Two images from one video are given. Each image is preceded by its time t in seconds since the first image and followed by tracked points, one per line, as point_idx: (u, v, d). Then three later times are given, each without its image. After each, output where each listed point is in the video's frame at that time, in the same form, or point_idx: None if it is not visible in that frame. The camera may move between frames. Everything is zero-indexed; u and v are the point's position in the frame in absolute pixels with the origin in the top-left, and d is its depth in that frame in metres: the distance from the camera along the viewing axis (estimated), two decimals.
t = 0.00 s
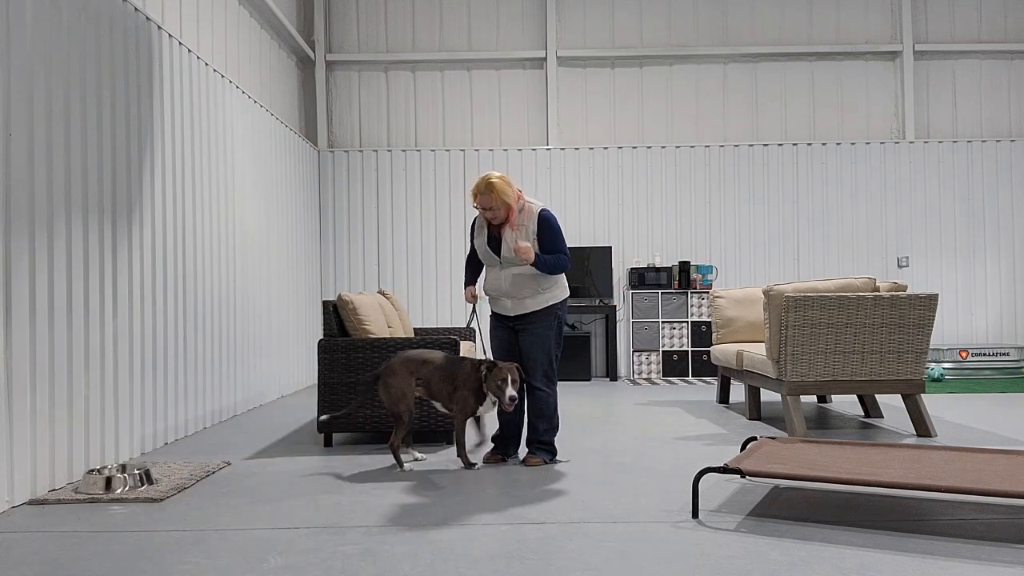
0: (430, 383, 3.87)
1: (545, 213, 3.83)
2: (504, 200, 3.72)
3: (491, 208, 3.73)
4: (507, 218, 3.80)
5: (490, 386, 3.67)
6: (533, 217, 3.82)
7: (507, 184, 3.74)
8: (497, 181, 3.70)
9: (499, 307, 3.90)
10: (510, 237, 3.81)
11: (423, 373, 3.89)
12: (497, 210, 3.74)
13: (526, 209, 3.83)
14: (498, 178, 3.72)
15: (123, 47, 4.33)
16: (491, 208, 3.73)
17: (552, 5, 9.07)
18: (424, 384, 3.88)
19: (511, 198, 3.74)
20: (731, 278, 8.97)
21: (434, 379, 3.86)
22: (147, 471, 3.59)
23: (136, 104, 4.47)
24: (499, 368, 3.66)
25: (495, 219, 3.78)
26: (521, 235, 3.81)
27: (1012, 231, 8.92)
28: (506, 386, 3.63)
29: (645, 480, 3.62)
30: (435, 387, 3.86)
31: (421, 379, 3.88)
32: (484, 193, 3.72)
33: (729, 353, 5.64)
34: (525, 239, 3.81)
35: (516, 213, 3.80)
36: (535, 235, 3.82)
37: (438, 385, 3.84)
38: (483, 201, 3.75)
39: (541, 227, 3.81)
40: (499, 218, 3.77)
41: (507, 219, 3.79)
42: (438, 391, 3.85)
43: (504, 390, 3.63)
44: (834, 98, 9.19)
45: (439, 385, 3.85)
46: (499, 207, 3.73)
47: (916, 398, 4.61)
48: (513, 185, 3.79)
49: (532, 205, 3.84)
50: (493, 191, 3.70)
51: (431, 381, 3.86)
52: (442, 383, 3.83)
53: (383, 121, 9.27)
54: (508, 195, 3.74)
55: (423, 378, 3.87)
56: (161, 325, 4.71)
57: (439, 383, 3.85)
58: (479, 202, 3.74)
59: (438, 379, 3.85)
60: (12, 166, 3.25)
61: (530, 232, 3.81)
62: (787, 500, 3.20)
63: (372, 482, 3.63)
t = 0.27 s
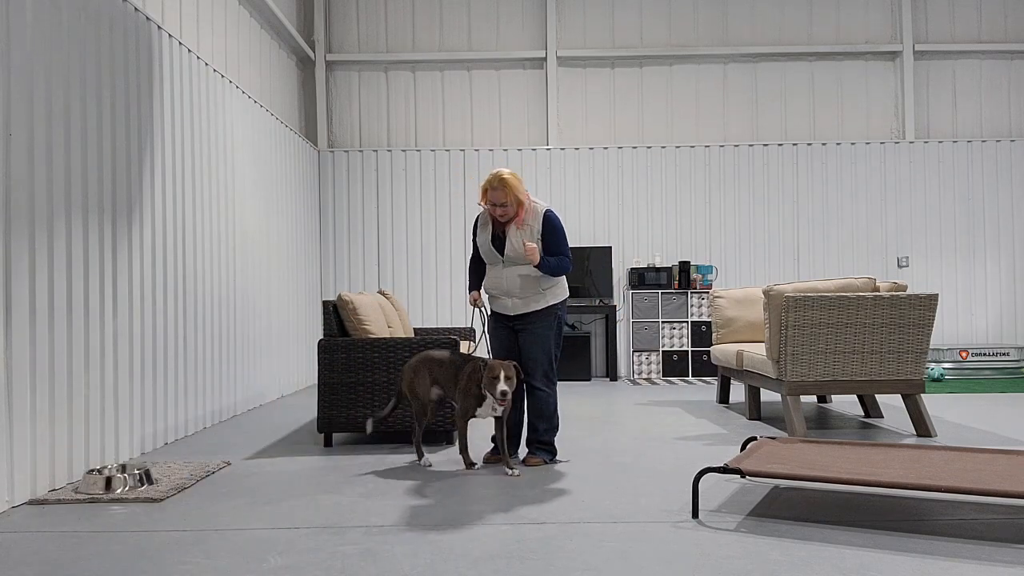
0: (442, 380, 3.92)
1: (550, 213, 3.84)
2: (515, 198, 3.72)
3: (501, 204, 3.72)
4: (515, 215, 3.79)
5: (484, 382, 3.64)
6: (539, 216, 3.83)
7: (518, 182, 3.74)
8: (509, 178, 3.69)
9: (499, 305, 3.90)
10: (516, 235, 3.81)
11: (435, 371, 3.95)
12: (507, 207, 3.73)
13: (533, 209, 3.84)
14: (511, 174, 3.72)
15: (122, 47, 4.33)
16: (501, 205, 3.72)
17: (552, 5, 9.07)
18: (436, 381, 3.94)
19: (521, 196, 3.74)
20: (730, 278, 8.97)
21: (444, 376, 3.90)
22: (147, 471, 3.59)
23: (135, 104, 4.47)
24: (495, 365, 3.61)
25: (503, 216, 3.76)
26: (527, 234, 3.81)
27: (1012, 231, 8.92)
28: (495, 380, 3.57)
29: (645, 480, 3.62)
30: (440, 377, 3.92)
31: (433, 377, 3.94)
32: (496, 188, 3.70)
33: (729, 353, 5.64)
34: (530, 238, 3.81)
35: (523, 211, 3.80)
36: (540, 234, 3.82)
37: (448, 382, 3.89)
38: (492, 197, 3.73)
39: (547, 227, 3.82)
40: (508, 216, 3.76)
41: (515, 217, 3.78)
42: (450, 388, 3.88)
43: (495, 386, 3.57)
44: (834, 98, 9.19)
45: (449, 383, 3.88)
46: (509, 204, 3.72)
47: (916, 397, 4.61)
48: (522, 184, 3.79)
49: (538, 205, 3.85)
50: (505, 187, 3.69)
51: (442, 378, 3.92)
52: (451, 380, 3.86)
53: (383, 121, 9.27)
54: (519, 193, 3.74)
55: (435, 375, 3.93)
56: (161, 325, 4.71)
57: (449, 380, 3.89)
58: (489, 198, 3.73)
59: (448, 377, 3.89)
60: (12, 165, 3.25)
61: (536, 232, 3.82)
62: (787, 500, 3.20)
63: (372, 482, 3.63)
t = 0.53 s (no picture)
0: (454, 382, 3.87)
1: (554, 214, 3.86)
2: (521, 196, 3.73)
3: (507, 201, 3.72)
4: (519, 214, 3.79)
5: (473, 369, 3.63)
6: (543, 216, 3.84)
7: (525, 180, 3.75)
8: (516, 176, 3.71)
9: (499, 304, 3.89)
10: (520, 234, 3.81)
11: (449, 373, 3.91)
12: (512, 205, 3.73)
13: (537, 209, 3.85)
14: (517, 172, 3.73)
15: (122, 47, 4.33)
16: (506, 202, 3.73)
17: (552, 5, 9.07)
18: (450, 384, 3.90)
19: (527, 194, 3.76)
20: (730, 278, 8.97)
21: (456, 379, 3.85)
22: (147, 471, 3.59)
23: (135, 104, 4.47)
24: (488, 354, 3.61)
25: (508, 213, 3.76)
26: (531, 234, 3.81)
27: (1012, 231, 8.92)
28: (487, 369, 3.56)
29: (645, 480, 3.62)
30: (452, 376, 3.89)
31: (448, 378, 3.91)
32: (503, 185, 3.71)
33: (729, 353, 5.64)
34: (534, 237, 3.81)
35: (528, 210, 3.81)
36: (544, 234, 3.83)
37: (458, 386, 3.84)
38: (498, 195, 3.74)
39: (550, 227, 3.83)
40: (513, 214, 3.76)
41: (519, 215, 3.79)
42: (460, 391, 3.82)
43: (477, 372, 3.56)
44: (834, 98, 9.19)
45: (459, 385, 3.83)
46: (515, 202, 3.73)
47: (916, 398, 4.61)
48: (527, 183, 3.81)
49: (542, 205, 3.86)
50: (512, 185, 3.71)
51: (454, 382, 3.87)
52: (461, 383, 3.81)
53: (383, 121, 9.27)
54: (525, 191, 3.75)
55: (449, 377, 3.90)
56: (161, 325, 4.70)
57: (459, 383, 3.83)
58: (495, 195, 3.73)
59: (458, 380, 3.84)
60: (12, 165, 3.25)
61: (539, 231, 3.82)
62: (787, 500, 3.20)
63: (372, 482, 3.63)
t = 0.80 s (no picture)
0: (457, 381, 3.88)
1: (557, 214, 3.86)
2: (523, 195, 3.73)
3: (509, 200, 3.72)
4: (522, 213, 3.79)
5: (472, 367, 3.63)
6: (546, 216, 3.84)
7: (528, 180, 3.75)
8: (519, 175, 3.71)
9: (499, 304, 3.88)
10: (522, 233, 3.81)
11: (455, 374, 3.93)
12: (514, 204, 3.73)
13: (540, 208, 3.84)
14: (521, 172, 3.73)
15: (122, 47, 4.33)
16: (509, 202, 3.73)
17: (552, 5, 9.07)
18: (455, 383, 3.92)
19: (530, 194, 3.75)
20: (730, 278, 8.97)
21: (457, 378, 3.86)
22: (148, 471, 3.59)
23: (136, 104, 4.47)
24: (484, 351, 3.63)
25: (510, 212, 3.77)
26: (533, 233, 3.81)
27: (1012, 231, 8.92)
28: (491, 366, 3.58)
29: (645, 480, 3.62)
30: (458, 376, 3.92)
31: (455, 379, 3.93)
32: (506, 184, 3.71)
33: (729, 353, 5.64)
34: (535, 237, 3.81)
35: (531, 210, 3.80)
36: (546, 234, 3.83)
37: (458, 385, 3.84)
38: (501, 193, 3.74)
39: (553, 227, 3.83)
40: (515, 213, 3.77)
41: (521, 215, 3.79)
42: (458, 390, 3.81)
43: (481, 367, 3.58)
44: (834, 98, 9.19)
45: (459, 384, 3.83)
46: (518, 201, 3.73)
47: (916, 398, 4.61)
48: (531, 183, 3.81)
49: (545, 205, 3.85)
50: (515, 184, 3.70)
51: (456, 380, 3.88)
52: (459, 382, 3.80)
53: (383, 121, 9.27)
54: (528, 191, 3.75)
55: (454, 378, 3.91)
56: (161, 325, 4.70)
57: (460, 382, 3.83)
58: (497, 193, 3.73)
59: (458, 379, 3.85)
60: (11, 164, 3.25)
61: (541, 231, 3.82)
62: (787, 500, 3.20)
63: (372, 482, 3.63)
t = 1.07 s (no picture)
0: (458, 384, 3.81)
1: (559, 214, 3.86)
2: (527, 194, 3.74)
3: (512, 199, 3.73)
4: (525, 212, 3.80)
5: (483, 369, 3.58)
6: (548, 216, 3.84)
7: (532, 179, 3.75)
8: (523, 174, 3.71)
9: (500, 304, 3.88)
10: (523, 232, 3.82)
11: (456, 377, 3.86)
12: (517, 203, 3.74)
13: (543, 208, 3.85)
14: (524, 171, 3.73)
15: (122, 47, 4.32)
16: (511, 200, 3.73)
17: (552, 5, 9.07)
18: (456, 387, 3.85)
19: (533, 193, 3.76)
20: (730, 278, 8.97)
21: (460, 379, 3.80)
22: (148, 471, 3.59)
23: (135, 104, 4.47)
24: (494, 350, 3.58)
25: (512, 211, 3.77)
26: (534, 233, 3.82)
27: (1012, 231, 8.92)
28: (506, 365, 3.55)
29: (645, 480, 3.62)
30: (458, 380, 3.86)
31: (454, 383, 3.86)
32: (510, 183, 3.71)
33: (729, 353, 5.64)
34: (537, 237, 3.81)
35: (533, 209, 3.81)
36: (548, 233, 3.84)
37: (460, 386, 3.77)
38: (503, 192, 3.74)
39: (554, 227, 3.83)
40: (518, 212, 3.77)
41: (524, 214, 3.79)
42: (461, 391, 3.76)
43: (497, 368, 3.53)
44: (834, 98, 9.19)
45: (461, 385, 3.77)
46: (521, 200, 3.73)
47: (916, 398, 4.61)
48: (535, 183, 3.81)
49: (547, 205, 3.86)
50: (518, 183, 3.71)
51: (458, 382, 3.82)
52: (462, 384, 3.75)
53: (383, 121, 9.27)
54: (531, 190, 3.75)
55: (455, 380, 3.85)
56: (161, 324, 4.70)
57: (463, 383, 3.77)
58: (500, 192, 3.74)
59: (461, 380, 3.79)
60: (11, 164, 3.25)
61: (543, 230, 3.83)
62: (787, 500, 3.20)
63: (372, 482, 3.63)
